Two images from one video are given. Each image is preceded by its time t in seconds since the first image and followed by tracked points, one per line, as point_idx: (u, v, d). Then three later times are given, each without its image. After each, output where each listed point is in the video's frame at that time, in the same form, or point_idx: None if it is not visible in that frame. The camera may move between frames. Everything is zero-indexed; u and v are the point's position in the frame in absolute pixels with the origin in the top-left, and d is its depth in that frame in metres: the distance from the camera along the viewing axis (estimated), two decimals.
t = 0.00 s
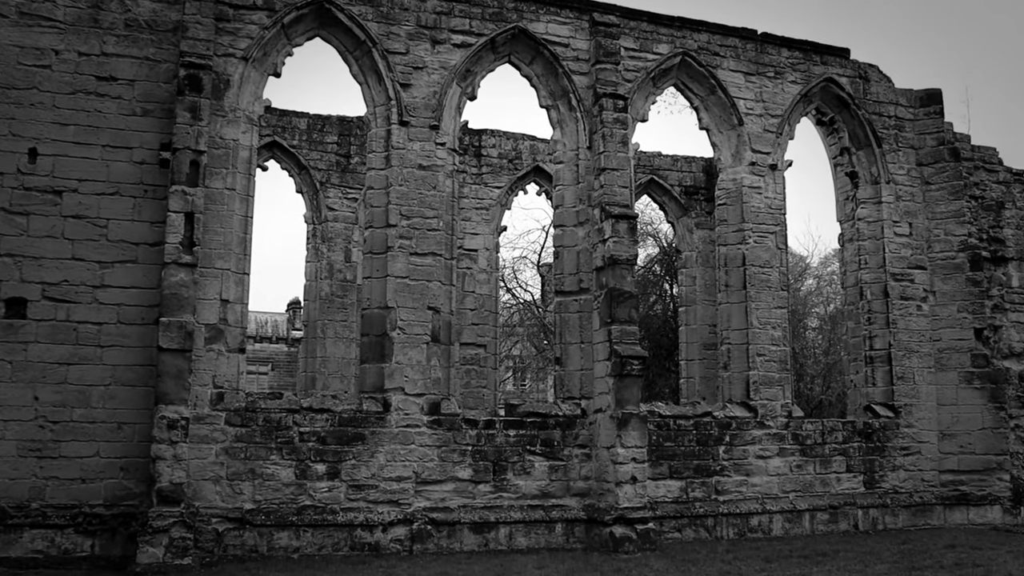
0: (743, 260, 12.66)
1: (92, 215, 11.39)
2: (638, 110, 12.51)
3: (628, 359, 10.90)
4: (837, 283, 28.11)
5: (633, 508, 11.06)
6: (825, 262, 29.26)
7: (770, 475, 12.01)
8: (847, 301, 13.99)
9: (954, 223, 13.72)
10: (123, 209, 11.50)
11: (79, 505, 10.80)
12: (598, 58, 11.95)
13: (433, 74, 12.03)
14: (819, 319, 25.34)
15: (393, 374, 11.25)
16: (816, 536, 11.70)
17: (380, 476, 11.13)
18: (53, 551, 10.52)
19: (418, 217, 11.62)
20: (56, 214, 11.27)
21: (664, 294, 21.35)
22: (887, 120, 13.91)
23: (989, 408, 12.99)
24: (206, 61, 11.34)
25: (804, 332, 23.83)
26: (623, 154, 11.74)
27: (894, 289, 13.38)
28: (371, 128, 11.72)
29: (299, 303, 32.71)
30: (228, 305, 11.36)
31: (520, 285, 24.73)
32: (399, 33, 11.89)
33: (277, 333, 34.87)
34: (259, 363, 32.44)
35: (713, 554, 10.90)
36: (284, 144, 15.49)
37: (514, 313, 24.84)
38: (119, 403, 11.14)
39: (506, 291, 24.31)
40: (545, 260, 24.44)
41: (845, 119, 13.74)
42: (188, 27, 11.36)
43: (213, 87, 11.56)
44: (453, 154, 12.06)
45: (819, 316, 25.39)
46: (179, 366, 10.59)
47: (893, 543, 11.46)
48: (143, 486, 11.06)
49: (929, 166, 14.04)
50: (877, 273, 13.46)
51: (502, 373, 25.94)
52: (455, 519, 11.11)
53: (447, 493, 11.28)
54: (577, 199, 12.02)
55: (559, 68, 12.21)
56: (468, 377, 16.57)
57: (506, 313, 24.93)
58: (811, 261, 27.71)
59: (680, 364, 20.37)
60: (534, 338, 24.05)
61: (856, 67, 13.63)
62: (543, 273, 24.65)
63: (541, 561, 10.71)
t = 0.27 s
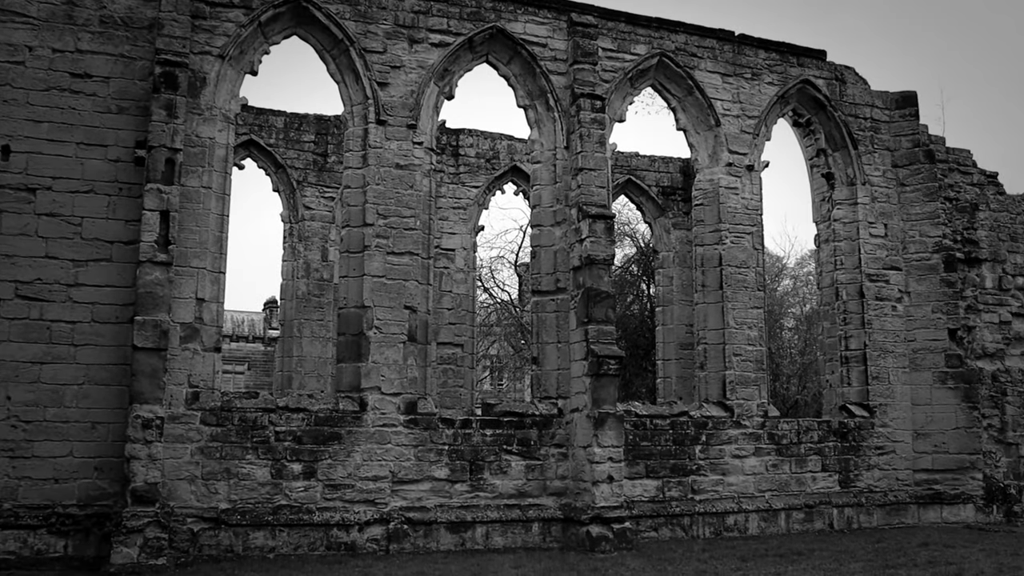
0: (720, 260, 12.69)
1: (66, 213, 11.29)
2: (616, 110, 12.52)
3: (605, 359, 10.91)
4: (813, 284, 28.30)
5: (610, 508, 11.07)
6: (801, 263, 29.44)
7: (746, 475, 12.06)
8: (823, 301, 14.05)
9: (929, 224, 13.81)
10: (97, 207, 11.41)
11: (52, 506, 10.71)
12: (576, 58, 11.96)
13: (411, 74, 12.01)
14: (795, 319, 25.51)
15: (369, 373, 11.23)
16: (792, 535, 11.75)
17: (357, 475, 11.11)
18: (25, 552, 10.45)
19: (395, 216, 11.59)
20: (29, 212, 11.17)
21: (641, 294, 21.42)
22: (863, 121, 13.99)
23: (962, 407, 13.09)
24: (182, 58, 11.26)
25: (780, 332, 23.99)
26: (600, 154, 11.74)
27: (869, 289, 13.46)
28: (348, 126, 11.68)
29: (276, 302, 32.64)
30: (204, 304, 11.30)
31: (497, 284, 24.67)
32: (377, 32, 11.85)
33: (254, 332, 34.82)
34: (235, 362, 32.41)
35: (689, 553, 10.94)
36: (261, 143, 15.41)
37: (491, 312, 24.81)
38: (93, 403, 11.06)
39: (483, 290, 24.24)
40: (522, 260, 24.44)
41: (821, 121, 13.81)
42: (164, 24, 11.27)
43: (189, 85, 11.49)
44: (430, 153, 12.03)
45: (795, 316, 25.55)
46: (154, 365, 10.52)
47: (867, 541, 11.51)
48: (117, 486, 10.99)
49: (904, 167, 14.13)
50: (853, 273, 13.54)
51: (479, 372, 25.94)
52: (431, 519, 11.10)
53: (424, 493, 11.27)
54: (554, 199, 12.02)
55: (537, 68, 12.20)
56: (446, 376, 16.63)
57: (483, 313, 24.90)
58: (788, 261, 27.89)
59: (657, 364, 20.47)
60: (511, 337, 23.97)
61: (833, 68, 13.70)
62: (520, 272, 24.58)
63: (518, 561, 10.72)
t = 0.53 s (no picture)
0: (701, 257, 12.71)
1: (45, 208, 11.21)
2: (598, 107, 12.51)
3: (586, 355, 10.90)
4: (794, 281, 28.38)
5: (591, 504, 11.08)
6: (783, 260, 29.58)
7: (727, 471, 12.09)
8: (804, 299, 14.09)
9: (909, 222, 13.88)
10: (77, 202, 11.33)
11: (31, 503, 10.65)
12: (558, 55, 11.93)
13: (393, 69, 11.97)
14: (777, 316, 25.63)
15: (350, 369, 11.20)
16: (772, 531, 11.79)
17: (337, 472, 11.09)
18: (4, 549, 10.41)
19: (377, 212, 11.56)
20: (8, 207, 11.08)
21: (623, 291, 21.46)
22: (844, 120, 14.03)
23: (941, 404, 13.16)
24: (162, 53, 11.19)
25: (762, 329, 24.12)
26: (582, 151, 11.72)
27: (850, 287, 13.51)
28: (329, 122, 11.62)
29: (257, 298, 32.61)
30: (184, 300, 11.24)
31: (479, 281, 24.64)
32: (358, 27, 11.80)
33: (235, 328, 34.79)
34: (216, 358, 32.45)
35: (670, 549, 10.96)
36: (242, 138, 15.35)
37: (473, 309, 24.75)
38: (72, 399, 10.99)
39: (465, 287, 24.15)
40: (504, 256, 24.39)
41: (802, 118, 13.85)
42: (144, 18, 11.19)
43: (169, 79, 11.42)
44: (412, 149, 12.01)
45: (776, 314, 25.68)
46: (134, 361, 10.46)
47: (848, 537, 11.55)
48: (97, 483, 10.94)
49: (885, 165, 14.19)
50: (834, 271, 13.59)
51: (461, 369, 25.91)
52: (413, 515, 11.09)
53: (405, 489, 11.26)
54: (536, 195, 12.00)
55: (519, 64, 12.18)
56: (427, 372, 16.66)
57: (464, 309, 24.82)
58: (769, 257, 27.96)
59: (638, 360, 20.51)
60: (492, 334, 23.86)
61: (814, 66, 13.74)
62: (502, 269, 24.52)
63: (499, 558, 10.73)
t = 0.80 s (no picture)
0: (676, 252, 12.73)
1: (16, 200, 11.10)
2: (574, 101, 12.50)
3: (561, 349, 10.90)
4: (768, 276, 28.52)
5: (566, 498, 11.08)
6: (757, 254, 29.75)
7: (701, 465, 12.14)
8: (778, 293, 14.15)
9: (883, 217, 13.98)
10: (48, 194, 11.23)
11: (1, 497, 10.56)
12: (534, 49, 11.91)
13: (368, 62, 11.91)
14: (751, 311, 25.79)
15: (325, 363, 11.16)
16: (746, 525, 11.84)
17: (312, 466, 11.05)
18: None
19: (351, 205, 11.52)
20: None
21: (598, 286, 21.54)
22: (819, 115, 14.10)
23: (914, 398, 13.25)
24: (136, 44, 11.10)
25: (736, 324, 24.29)
26: (557, 145, 11.71)
27: (824, 282, 13.59)
28: (304, 115, 11.55)
29: (231, 291, 32.48)
30: (157, 293, 11.15)
31: (454, 274, 24.72)
32: (334, 20, 11.73)
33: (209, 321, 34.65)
34: (189, 352, 32.36)
35: (644, 542, 10.99)
36: (216, 131, 15.25)
37: (448, 303, 24.68)
38: (43, 393, 10.90)
39: (441, 281, 24.06)
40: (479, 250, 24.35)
41: (777, 114, 13.90)
42: (117, 9, 11.09)
43: (142, 71, 11.32)
44: (387, 142, 11.96)
45: (750, 308, 25.83)
46: (106, 355, 10.38)
47: (821, 530, 11.60)
48: (68, 477, 10.86)
49: (859, 161, 14.27)
50: (808, 266, 13.66)
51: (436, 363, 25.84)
52: (387, 509, 11.07)
53: (379, 483, 11.24)
54: (511, 189, 11.99)
55: (495, 58, 12.16)
56: (402, 366, 16.63)
57: (439, 303, 24.75)
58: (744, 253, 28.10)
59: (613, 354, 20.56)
60: (467, 328, 23.99)
61: (789, 62, 13.78)
62: (476, 263, 24.55)
63: (473, 552, 10.72)
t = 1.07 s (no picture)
0: (655, 246, 12.74)
1: None
2: (554, 96, 12.49)
3: (541, 343, 10.90)
4: (747, 270, 28.64)
5: (545, 492, 11.10)
6: (738, 249, 29.87)
7: (680, 459, 12.18)
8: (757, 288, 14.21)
9: (861, 213, 14.06)
10: (24, 186, 11.13)
11: None
12: (514, 43, 11.88)
13: (348, 55, 11.85)
14: (731, 306, 25.91)
15: (304, 357, 11.13)
16: (724, 518, 11.88)
17: (290, 460, 11.01)
18: None
19: (331, 199, 11.48)
20: None
21: (577, 280, 21.59)
22: (798, 111, 14.14)
23: (891, 392, 13.33)
24: (113, 35, 11.02)
25: (716, 318, 24.41)
26: (537, 139, 11.69)
27: (802, 277, 13.65)
28: (283, 108, 11.49)
29: (210, 285, 32.39)
30: (135, 287, 11.07)
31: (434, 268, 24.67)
32: (313, 12, 11.67)
33: (188, 316, 34.55)
34: (168, 346, 32.31)
35: (623, 536, 11.01)
36: (195, 124, 15.18)
37: (428, 297, 24.63)
38: (19, 387, 10.82)
39: (420, 275, 23.95)
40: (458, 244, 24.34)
41: (757, 109, 13.93)
42: None
43: (120, 62, 11.23)
44: (366, 136, 11.92)
45: (730, 303, 25.95)
46: (83, 349, 10.30)
47: (799, 523, 11.65)
48: (44, 472, 10.78)
49: (837, 157, 14.34)
50: (786, 260, 13.71)
51: (416, 357, 25.80)
52: (366, 504, 11.05)
53: (359, 477, 11.23)
54: (491, 183, 11.97)
55: (475, 52, 12.12)
56: (381, 360, 16.68)
57: (418, 297, 24.70)
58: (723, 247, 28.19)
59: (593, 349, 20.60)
60: (447, 322, 23.72)
61: (769, 57, 13.82)
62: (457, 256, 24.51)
63: (453, 546, 10.72)
